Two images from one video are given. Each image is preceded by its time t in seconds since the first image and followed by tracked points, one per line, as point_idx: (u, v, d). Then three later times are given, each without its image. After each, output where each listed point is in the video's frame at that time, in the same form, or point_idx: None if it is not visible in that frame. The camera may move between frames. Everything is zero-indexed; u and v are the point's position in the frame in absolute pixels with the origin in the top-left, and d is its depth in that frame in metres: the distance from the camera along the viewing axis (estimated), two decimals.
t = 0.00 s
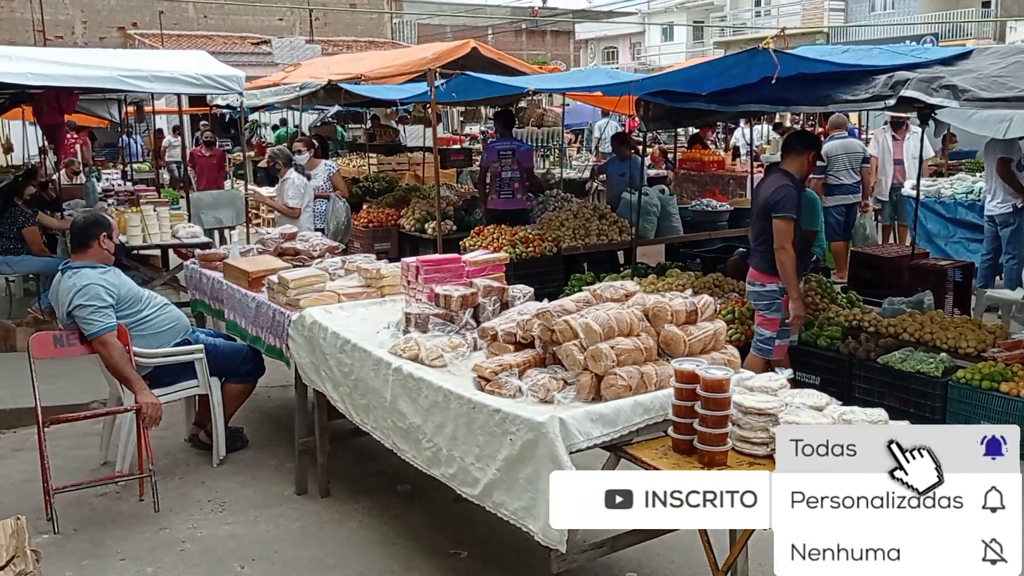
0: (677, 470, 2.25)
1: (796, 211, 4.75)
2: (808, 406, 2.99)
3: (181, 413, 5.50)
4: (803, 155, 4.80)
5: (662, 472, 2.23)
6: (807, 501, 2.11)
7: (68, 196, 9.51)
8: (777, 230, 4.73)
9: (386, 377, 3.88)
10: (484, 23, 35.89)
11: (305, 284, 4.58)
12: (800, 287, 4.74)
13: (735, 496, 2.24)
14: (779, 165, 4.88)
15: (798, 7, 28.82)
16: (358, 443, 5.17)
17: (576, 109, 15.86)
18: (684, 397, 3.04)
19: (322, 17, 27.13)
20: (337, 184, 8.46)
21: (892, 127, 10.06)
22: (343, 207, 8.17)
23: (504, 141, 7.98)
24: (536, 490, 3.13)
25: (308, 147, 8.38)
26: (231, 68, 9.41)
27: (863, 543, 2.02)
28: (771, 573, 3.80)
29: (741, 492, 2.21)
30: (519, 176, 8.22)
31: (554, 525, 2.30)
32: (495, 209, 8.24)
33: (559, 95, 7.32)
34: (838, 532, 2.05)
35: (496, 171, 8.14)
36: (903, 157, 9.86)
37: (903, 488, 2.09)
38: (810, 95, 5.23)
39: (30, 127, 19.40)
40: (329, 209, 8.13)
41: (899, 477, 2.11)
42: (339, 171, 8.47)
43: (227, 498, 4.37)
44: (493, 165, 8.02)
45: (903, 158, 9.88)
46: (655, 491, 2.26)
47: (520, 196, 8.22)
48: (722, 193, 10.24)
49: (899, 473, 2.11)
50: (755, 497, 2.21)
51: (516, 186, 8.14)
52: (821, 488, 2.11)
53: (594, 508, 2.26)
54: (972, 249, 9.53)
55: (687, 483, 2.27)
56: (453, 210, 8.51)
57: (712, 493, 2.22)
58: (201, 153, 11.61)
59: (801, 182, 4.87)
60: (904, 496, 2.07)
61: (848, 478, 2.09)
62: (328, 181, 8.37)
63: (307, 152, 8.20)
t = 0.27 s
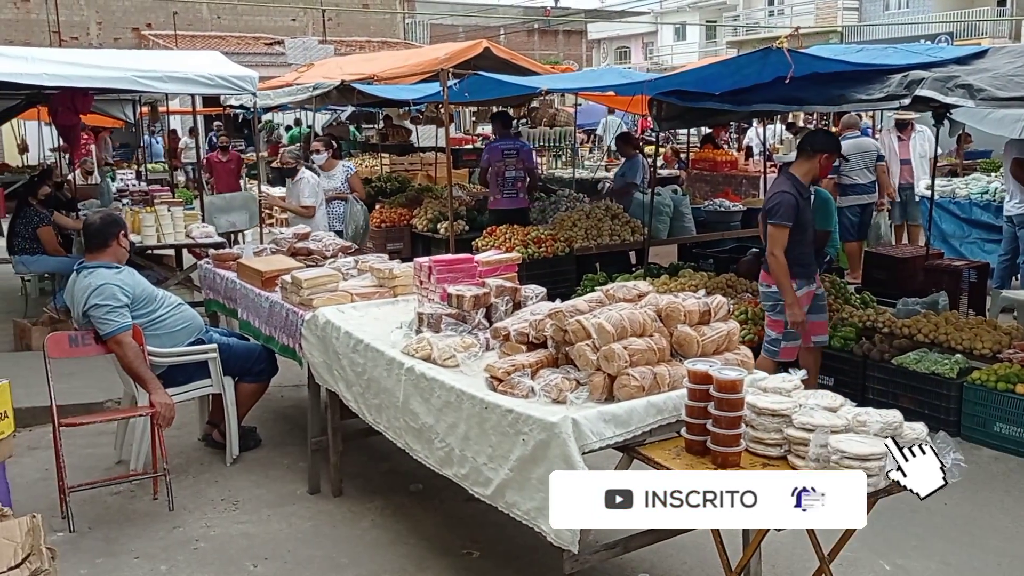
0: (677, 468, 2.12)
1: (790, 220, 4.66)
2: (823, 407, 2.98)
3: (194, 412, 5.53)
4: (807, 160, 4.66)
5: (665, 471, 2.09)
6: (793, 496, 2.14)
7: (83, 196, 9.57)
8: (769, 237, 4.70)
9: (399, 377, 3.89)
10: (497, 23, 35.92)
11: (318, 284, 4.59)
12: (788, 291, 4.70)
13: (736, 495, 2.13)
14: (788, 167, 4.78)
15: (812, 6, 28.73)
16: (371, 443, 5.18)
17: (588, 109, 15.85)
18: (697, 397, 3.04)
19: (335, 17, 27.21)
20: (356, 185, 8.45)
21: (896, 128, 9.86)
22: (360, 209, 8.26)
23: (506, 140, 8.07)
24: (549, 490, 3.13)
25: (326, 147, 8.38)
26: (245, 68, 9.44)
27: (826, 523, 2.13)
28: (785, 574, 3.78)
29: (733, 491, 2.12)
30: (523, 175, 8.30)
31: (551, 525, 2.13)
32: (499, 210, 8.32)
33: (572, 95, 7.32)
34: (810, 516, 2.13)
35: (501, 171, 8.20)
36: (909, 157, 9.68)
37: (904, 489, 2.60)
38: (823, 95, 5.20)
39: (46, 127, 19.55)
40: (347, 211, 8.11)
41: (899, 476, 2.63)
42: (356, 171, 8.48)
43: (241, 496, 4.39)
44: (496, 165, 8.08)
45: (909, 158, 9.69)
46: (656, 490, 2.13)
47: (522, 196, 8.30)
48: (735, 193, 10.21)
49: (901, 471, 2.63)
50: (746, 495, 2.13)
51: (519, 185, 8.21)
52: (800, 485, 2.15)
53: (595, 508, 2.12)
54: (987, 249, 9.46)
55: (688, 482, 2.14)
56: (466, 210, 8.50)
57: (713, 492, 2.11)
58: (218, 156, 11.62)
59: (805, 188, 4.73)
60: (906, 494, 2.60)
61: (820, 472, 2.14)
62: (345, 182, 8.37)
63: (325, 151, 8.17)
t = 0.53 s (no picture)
0: (675, 469, 2.26)
1: (803, 222, 4.63)
2: (835, 408, 2.97)
3: (207, 411, 5.55)
4: (825, 162, 4.55)
5: (663, 473, 2.22)
6: (789, 496, 2.26)
7: (97, 196, 9.62)
8: (783, 238, 4.69)
9: (410, 377, 3.89)
10: (508, 23, 35.93)
11: (330, 283, 4.60)
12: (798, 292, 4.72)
13: (735, 496, 2.26)
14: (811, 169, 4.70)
15: (825, 6, 28.67)
16: (382, 442, 5.19)
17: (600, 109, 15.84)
18: (709, 397, 3.03)
19: (347, 17, 27.29)
20: (378, 187, 8.54)
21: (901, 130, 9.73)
22: (382, 209, 8.15)
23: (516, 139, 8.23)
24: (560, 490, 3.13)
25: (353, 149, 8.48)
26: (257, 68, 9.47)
27: (818, 520, 2.26)
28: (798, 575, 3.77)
29: (726, 492, 2.25)
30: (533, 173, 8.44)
31: (554, 525, 2.30)
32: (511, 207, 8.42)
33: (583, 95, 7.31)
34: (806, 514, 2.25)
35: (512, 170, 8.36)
36: (916, 157, 9.54)
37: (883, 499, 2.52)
38: (836, 94, 5.18)
39: (60, 127, 19.67)
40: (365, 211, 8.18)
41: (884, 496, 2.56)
42: (380, 173, 8.58)
43: (253, 495, 4.40)
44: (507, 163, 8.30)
45: (916, 159, 9.56)
46: (656, 491, 2.26)
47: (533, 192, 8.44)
48: (747, 193, 10.18)
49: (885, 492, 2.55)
50: (739, 495, 2.26)
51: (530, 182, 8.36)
52: (794, 486, 2.26)
53: (595, 509, 2.26)
54: (1002, 249, 9.40)
55: (687, 483, 2.29)
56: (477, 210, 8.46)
57: (712, 492, 2.25)
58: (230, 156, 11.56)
59: (823, 190, 4.66)
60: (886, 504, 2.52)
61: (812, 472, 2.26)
62: (369, 184, 8.48)
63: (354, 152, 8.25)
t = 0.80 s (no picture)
0: (674, 470, 2.28)
1: (827, 214, 4.66)
2: (845, 409, 2.95)
3: (218, 410, 5.58)
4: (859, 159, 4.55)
5: (662, 472, 2.25)
6: (788, 496, 2.28)
7: (109, 196, 9.67)
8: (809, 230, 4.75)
9: (420, 376, 3.90)
10: (519, 24, 35.94)
11: (341, 283, 4.61)
12: (816, 283, 4.74)
13: (735, 496, 2.29)
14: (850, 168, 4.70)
15: (836, 5, 28.60)
16: (392, 441, 5.20)
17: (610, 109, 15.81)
18: (719, 398, 3.02)
19: (358, 18, 27.37)
20: (399, 188, 8.30)
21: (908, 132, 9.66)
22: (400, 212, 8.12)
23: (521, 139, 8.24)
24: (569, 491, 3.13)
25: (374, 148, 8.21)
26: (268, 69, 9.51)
27: (818, 520, 2.28)
28: None
29: (726, 492, 2.27)
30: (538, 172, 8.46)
31: (554, 525, 2.34)
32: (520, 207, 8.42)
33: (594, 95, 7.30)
34: (805, 514, 2.28)
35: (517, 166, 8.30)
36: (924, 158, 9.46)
37: None
38: (847, 94, 5.17)
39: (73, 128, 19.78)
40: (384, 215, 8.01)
41: None
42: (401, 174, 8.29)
43: (263, 494, 4.42)
44: (516, 162, 8.23)
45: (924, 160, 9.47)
46: (656, 491, 2.28)
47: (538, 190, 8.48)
48: (758, 193, 10.15)
49: None
50: (738, 495, 2.29)
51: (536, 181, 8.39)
52: (793, 486, 2.29)
53: (596, 508, 2.30)
54: (1015, 250, 9.34)
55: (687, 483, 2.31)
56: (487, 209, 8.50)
57: (712, 493, 2.27)
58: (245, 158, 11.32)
59: (855, 187, 4.64)
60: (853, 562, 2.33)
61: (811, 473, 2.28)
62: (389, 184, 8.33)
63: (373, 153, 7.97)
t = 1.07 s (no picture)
0: (674, 470, 2.27)
1: (862, 211, 4.56)
2: (855, 411, 2.95)
3: (227, 410, 5.60)
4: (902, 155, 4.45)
5: (662, 472, 2.24)
6: (789, 495, 2.28)
7: (119, 196, 9.72)
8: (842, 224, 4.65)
9: (429, 377, 3.91)
10: (527, 24, 35.97)
11: (350, 283, 4.62)
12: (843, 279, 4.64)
13: (735, 496, 2.29)
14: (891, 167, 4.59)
15: (846, 5, 28.58)
16: (401, 441, 5.21)
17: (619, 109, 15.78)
18: (728, 400, 3.02)
19: (367, 19, 27.44)
20: (414, 191, 8.36)
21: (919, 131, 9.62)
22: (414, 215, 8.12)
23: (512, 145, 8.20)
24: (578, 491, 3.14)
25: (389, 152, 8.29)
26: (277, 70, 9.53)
27: (818, 520, 2.29)
28: None
29: (726, 492, 2.27)
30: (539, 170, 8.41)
31: (555, 525, 2.33)
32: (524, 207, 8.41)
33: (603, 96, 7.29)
34: (805, 514, 2.28)
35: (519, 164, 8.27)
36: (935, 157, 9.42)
37: None
38: (857, 94, 5.16)
39: (84, 129, 19.88)
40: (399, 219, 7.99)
41: None
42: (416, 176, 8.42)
43: (272, 494, 4.43)
44: (518, 162, 8.25)
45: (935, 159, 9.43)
46: (656, 491, 2.28)
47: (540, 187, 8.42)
48: (767, 193, 10.12)
49: None
50: (739, 495, 2.29)
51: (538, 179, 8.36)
52: (793, 485, 2.29)
53: (596, 508, 2.30)
54: None
55: (687, 483, 2.31)
56: (496, 209, 8.54)
57: (712, 493, 2.27)
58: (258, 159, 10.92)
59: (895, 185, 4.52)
60: None
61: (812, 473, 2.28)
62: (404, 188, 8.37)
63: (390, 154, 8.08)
